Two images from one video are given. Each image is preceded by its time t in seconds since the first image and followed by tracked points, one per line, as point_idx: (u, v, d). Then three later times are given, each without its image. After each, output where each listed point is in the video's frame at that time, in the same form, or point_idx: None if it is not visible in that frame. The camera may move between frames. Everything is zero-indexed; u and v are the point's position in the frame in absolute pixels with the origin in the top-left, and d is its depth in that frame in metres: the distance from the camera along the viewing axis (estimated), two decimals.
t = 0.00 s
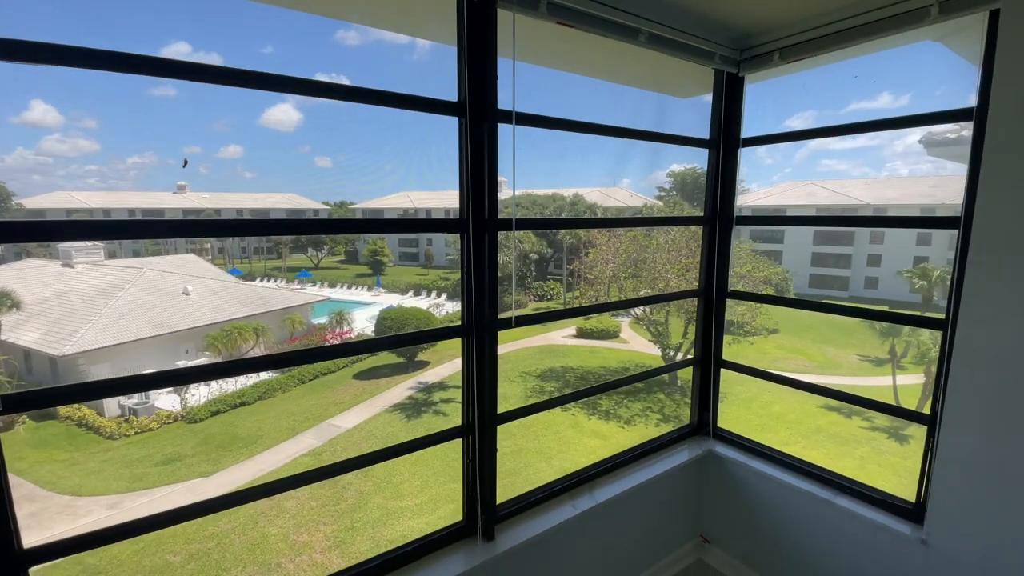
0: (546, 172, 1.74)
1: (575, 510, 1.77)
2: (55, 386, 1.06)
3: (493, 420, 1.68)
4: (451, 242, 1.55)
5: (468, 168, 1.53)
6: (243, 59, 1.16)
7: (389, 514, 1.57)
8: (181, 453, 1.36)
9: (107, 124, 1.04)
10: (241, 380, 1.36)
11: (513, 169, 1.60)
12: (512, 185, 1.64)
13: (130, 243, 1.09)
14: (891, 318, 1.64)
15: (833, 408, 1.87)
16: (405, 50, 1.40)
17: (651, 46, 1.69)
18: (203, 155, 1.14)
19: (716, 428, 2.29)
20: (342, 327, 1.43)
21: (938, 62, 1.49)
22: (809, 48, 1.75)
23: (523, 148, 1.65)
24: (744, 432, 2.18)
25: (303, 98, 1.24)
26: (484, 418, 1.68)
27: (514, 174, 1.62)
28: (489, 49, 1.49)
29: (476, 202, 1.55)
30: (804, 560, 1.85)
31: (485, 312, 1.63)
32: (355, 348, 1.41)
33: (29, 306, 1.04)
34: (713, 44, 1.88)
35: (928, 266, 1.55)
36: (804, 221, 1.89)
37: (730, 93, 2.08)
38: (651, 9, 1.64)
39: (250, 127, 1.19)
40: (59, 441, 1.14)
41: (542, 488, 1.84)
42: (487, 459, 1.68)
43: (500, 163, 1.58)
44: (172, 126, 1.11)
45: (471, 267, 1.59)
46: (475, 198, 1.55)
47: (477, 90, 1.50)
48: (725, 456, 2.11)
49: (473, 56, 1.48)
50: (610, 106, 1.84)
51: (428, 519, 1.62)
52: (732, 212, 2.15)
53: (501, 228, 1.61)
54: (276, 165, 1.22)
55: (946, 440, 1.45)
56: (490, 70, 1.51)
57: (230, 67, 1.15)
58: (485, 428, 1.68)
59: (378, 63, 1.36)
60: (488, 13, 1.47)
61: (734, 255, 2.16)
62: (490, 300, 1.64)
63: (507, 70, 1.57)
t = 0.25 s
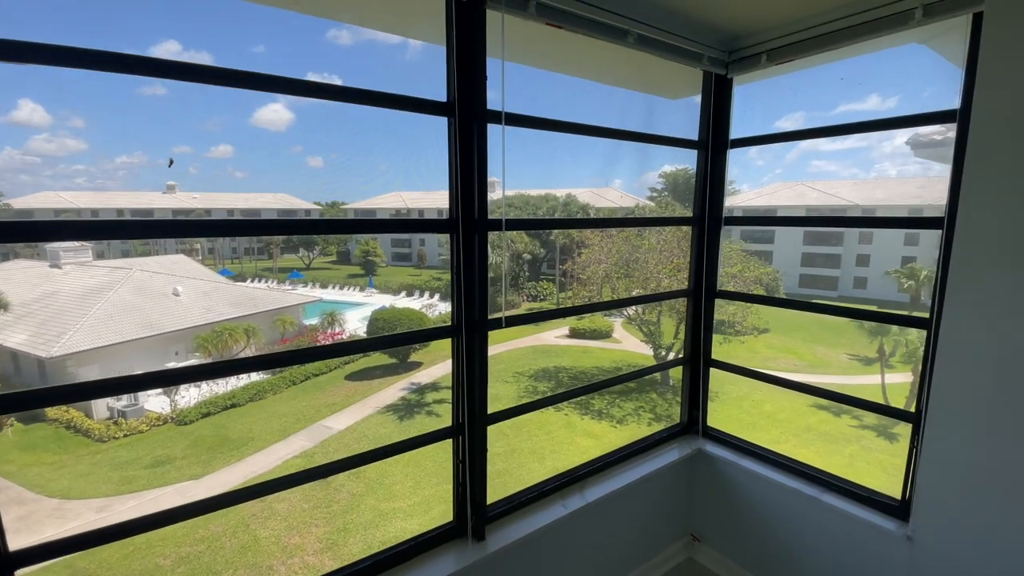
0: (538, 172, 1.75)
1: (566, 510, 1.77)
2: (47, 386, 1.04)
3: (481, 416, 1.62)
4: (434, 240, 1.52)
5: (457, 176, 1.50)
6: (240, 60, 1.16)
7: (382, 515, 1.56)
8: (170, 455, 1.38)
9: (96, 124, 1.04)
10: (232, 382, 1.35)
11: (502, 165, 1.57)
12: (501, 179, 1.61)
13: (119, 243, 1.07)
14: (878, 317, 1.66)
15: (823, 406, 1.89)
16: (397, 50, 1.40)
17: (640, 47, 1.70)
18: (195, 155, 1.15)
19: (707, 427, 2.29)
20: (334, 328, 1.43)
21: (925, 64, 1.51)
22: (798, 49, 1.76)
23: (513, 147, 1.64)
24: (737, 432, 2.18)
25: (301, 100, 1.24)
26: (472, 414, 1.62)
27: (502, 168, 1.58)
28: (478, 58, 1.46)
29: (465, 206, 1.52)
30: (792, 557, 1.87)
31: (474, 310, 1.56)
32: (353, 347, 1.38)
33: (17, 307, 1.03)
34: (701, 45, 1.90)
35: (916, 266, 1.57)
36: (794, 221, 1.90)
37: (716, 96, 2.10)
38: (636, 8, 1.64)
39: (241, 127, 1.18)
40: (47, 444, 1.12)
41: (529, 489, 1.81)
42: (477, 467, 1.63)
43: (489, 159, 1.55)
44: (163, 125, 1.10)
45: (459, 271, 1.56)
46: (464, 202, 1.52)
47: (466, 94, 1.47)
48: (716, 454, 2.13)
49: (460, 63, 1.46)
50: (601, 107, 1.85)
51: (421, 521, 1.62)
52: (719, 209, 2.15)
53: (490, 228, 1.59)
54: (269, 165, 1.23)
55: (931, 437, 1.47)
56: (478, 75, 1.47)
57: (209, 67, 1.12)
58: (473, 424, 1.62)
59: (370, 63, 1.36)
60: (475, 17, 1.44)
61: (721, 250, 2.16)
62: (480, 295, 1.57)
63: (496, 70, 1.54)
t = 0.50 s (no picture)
0: (534, 173, 1.75)
1: (560, 509, 1.77)
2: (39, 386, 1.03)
3: (475, 419, 1.66)
4: (432, 238, 1.53)
5: (450, 172, 1.51)
6: (239, 60, 1.16)
7: (378, 516, 1.56)
8: (166, 456, 1.36)
9: (90, 124, 1.03)
10: (227, 382, 1.34)
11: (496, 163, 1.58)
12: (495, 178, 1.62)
13: (114, 243, 1.07)
14: (872, 318, 1.67)
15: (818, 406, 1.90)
16: (393, 49, 1.40)
17: (634, 49, 1.71)
18: (189, 155, 1.13)
19: (700, 427, 2.30)
20: (330, 329, 1.42)
21: (918, 66, 1.52)
22: (793, 50, 1.77)
23: (508, 148, 1.64)
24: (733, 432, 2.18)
25: (300, 100, 1.24)
26: (466, 417, 1.65)
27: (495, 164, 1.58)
28: (471, 58, 1.47)
29: (459, 202, 1.53)
30: (786, 557, 1.87)
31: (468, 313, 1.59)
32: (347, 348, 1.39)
33: (12, 308, 1.02)
34: (694, 47, 1.91)
35: (910, 266, 1.58)
36: (789, 222, 1.91)
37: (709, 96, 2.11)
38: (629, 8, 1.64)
39: (234, 127, 1.17)
40: (42, 445, 1.11)
41: (524, 490, 1.82)
42: (471, 470, 1.66)
43: (484, 155, 1.56)
44: (157, 125, 1.10)
45: (453, 270, 1.57)
46: (458, 198, 1.53)
47: (459, 95, 1.49)
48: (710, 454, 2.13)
49: (453, 64, 1.47)
50: (596, 108, 1.85)
51: (417, 521, 1.62)
52: (711, 216, 2.17)
53: (484, 228, 1.60)
54: (262, 168, 1.21)
55: (922, 435, 1.48)
56: (472, 74, 1.48)
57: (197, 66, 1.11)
58: (467, 428, 1.65)
59: (366, 63, 1.35)
60: (468, 15, 1.45)
61: (713, 244, 2.18)
62: (473, 300, 1.61)
63: (491, 71, 1.54)
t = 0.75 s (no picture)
0: (534, 173, 1.76)
1: (557, 510, 1.77)
2: (40, 384, 1.04)
3: (471, 419, 1.64)
4: (432, 239, 1.53)
5: (447, 172, 1.51)
6: (239, 59, 1.16)
7: (378, 516, 1.56)
8: (166, 456, 1.36)
9: (93, 123, 1.03)
10: (227, 381, 1.35)
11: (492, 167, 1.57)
12: (492, 180, 1.62)
13: (115, 243, 1.08)
14: (870, 317, 1.68)
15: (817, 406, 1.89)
16: (394, 49, 1.40)
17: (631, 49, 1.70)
18: (191, 154, 1.14)
19: (698, 427, 2.30)
20: (330, 329, 1.41)
21: (916, 66, 1.52)
22: (793, 50, 1.77)
23: (506, 147, 1.65)
24: (732, 433, 2.18)
25: (301, 99, 1.25)
26: (463, 417, 1.64)
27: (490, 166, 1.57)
28: (468, 57, 1.47)
29: (455, 202, 1.53)
30: (784, 558, 1.87)
31: (465, 312, 1.58)
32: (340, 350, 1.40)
33: (12, 307, 1.02)
34: (693, 47, 1.91)
35: (910, 267, 1.57)
36: (790, 223, 1.90)
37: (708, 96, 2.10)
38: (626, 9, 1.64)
39: (236, 128, 1.18)
40: (43, 444, 1.12)
41: (521, 490, 1.81)
42: (468, 470, 1.65)
43: (480, 157, 1.55)
44: (158, 125, 1.10)
45: (450, 265, 1.57)
46: (455, 198, 1.53)
47: (455, 95, 1.48)
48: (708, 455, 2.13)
49: (450, 63, 1.47)
50: (597, 109, 1.86)
51: (417, 521, 1.62)
52: (710, 217, 2.17)
53: (480, 228, 1.59)
54: (264, 168, 1.21)
55: (919, 436, 1.48)
56: (469, 74, 1.48)
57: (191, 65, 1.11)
58: (463, 429, 1.64)
59: (365, 63, 1.35)
60: (466, 15, 1.45)
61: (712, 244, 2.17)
62: (471, 298, 1.59)
63: (488, 70, 1.53)
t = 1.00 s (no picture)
0: (537, 174, 1.77)
1: (556, 511, 1.75)
2: (41, 383, 1.01)
3: (471, 420, 1.59)
4: (433, 240, 1.50)
5: (446, 179, 1.48)
6: (245, 58, 1.16)
7: (382, 515, 1.55)
8: (170, 454, 1.42)
9: (99, 123, 1.04)
10: (232, 380, 1.34)
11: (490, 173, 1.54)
12: (490, 188, 1.58)
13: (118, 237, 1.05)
14: (880, 320, 1.66)
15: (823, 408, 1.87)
16: (399, 49, 1.40)
17: (632, 47, 1.69)
18: (197, 154, 1.16)
19: (699, 428, 2.28)
20: (333, 327, 1.44)
21: (920, 66, 1.52)
22: (793, 50, 1.76)
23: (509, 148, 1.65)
24: (737, 436, 2.15)
25: (307, 99, 1.25)
26: (461, 417, 1.59)
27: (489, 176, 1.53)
28: (466, 57, 1.45)
29: (454, 201, 1.49)
30: (785, 560, 1.86)
31: (464, 313, 1.54)
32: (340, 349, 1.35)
33: (19, 306, 1.04)
34: (695, 46, 1.89)
35: (918, 267, 1.56)
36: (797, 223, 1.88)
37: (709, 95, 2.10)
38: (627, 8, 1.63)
39: (244, 128, 1.20)
40: (49, 442, 1.14)
41: (522, 489, 1.79)
42: (466, 466, 1.61)
43: (478, 164, 1.52)
44: (164, 125, 1.12)
45: (448, 266, 1.52)
46: (453, 197, 1.49)
47: (454, 96, 1.45)
48: (708, 455, 2.12)
49: (448, 63, 1.44)
50: (601, 109, 1.86)
51: (422, 521, 1.59)
52: (712, 214, 2.16)
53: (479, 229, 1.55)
54: (269, 168, 1.24)
55: (921, 438, 1.47)
56: (467, 75, 1.46)
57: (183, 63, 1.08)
58: (463, 429, 1.59)
59: (370, 63, 1.35)
60: (464, 15, 1.42)
61: (716, 244, 2.15)
62: (469, 299, 1.55)
63: (486, 70, 1.50)
